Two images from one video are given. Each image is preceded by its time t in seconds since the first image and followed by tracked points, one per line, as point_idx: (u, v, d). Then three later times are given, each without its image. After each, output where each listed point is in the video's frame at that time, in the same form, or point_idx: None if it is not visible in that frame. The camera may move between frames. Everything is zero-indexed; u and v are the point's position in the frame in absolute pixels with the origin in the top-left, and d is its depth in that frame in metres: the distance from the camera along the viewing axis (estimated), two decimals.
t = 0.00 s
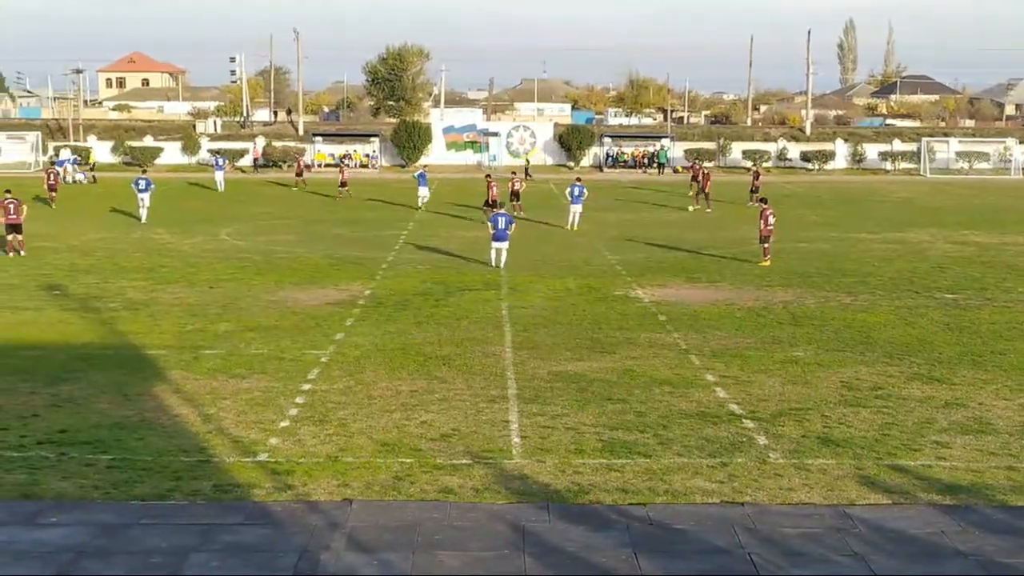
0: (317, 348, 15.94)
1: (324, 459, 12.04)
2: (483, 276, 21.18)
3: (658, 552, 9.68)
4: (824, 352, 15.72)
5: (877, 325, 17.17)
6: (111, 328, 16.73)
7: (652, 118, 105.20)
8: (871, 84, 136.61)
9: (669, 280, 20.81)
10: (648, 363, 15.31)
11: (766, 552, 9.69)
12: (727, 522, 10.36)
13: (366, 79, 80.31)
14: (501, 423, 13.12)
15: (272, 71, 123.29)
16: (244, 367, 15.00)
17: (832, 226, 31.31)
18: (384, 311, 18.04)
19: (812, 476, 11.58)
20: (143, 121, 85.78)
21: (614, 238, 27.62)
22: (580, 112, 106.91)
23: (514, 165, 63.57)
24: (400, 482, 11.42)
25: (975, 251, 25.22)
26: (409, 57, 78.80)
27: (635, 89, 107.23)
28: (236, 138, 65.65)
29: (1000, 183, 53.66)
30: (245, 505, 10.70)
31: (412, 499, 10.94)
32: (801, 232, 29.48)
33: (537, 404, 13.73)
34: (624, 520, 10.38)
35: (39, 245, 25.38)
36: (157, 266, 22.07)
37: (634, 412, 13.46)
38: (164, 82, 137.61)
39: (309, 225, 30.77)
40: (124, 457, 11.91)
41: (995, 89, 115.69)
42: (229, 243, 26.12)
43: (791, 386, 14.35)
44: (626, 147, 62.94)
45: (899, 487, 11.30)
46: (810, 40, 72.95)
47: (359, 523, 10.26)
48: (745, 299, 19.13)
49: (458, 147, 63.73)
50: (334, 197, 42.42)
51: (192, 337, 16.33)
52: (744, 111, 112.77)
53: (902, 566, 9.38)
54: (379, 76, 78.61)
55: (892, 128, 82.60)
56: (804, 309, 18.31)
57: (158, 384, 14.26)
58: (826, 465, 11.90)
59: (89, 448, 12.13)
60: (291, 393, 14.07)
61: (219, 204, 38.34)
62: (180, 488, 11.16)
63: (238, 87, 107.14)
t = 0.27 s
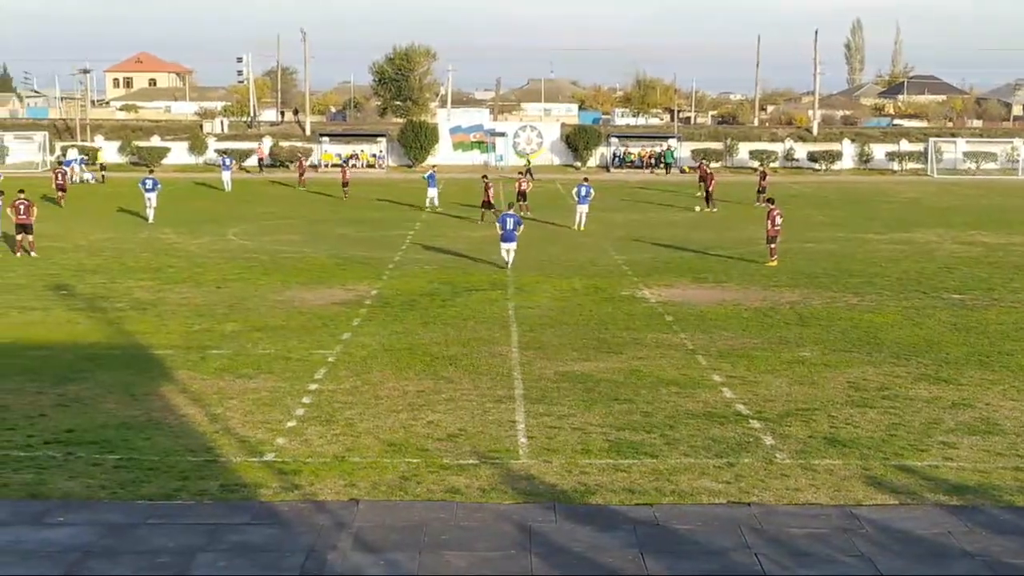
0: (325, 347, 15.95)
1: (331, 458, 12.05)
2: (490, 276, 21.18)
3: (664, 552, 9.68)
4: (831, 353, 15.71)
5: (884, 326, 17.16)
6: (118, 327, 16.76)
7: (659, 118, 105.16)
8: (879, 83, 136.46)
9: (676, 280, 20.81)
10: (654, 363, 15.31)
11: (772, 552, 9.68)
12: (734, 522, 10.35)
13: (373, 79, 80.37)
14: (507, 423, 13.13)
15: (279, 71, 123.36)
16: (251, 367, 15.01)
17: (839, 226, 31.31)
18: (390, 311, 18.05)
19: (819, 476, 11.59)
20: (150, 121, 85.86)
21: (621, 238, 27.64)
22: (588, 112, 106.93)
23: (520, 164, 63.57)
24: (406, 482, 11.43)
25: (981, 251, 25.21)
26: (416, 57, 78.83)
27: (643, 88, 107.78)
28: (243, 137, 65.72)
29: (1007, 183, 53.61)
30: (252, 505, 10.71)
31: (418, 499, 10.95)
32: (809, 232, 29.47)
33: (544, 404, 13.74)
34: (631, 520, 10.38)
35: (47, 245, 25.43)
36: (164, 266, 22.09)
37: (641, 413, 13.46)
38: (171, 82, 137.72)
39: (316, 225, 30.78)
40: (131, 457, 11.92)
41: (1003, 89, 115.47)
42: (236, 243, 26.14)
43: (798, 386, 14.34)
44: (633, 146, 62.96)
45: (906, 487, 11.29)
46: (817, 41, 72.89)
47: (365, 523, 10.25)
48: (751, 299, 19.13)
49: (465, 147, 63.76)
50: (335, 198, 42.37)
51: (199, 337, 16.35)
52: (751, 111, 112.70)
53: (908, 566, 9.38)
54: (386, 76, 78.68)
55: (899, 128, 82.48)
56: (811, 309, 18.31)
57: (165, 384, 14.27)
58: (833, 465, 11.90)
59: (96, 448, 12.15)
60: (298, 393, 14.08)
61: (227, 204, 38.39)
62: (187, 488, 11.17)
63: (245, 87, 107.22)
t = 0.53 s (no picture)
0: (331, 349, 15.95)
1: (337, 460, 12.06)
2: (496, 279, 21.18)
3: (671, 555, 9.66)
4: (837, 355, 15.69)
5: (891, 328, 17.15)
6: (124, 329, 16.79)
7: (666, 121, 105.09)
8: (885, 86, 136.31)
9: (682, 283, 20.81)
10: (661, 365, 15.30)
11: (779, 555, 9.66)
12: (740, 525, 10.33)
13: (379, 81, 80.43)
14: (513, 425, 13.12)
15: (286, 73, 123.46)
16: (257, 369, 15.02)
17: (846, 228, 31.27)
18: (397, 313, 18.05)
19: (825, 479, 11.57)
20: (157, 123, 85.96)
21: (627, 240, 27.63)
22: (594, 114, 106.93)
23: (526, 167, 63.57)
24: (412, 483, 11.43)
25: (988, 254, 25.16)
26: (422, 59, 78.86)
27: (649, 91, 107.94)
28: (249, 139, 65.81)
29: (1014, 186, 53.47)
30: (259, 507, 10.71)
31: (424, 501, 10.94)
32: (816, 234, 29.43)
33: (550, 406, 13.74)
34: (637, 523, 10.37)
35: (54, 247, 25.49)
36: (171, 268, 22.12)
37: (647, 415, 13.45)
38: (178, 84, 137.82)
39: (323, 227, 30.79)
40: (138, 459, 11.93)
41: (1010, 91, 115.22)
42: (243, 245, 26.16)
43: (804, 389, 14.33)
44: (640, 149, 62.92)
45: (913, 490, 11.27)
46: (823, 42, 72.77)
47: (372, 525, 10.25)
48: (758, 301, 19.12)
49: (471, 149, 63.77)
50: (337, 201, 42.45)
51: (205, 339, 16.36)
52: (758, 113, 112.59)
53: (915, 569, 9.35)
54: (392, 78, 78.73)
55: (906, 130, 82.31)
56: (817, 311, 18.29)
57: (172, 385, 14.29)
58: (840, 468, 11.89)
59: (103, 449, 12.16)
60: (304, 394, 14.09)
61: (234, 206, 38.41)
62: (194, 489, 11.18)
63: (251, 89, 107.32)
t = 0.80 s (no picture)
0: (335, 359, 15.96)
1: (342, 470, 12.05)
2: (501, 289, 21.18)
3: (676, 565, 9.61)
4: (843, 366, 15.67)
5: (896, 339, 17.13)
6: (130, 339, 16.80)
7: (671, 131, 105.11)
8: (890, 97, 136.35)
9: (687, 293, 20.81)
10: (666, 376, 15.29)
11: (785, 565, 9.60)
12: (746, 535, 10.28)
13: (384, 91, 80.51)
14: (518, 436, 13.12)
15: (291, 84, 123.67)
16: (262, 379, 15.03)
17: (852, 239, 31.28)
18: (401, 323, 18.05)
19: (831, 490, 11.55)
20: (162, 133, 86.09)
21: (632, 251, 27.63)
22: (599, 125, 107.01)
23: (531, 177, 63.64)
24: (417, 494, 11.41)
25: (994, 265, 25.13)
26: (427, 69, 78.91)
27: (655, 101, 108.12)
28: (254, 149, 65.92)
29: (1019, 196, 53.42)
30: (264, 517, 10.69)
31: (429, 511, 10.92)
32: (821, 245, 29.42)
33: (555, 417, 13.73)
34: (642, 533, 10.33)
35: (59, 256, 25.53)
36: (176, 278, 22.14)
37: (652, 426, 13.44)
38: (184, 95, 138.00)
39: (328, 237, 30.82)
40: (143, 469, 11.93)
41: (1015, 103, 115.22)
42: (248, 255, 26.18)
43: (810, 400, 14.31)
44: (645, 159, 62.94)
45: (918, 501, 11.24)
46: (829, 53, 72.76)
47: (376, 536, 10.21)
48: (763, 312, 19.11)
49: (476, 159, 63.82)
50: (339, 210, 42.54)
51: (210, 348, 16.38)
52: (762, 123, 112.62)
53: None
54: (398, 88, 78.81)
55: (911, 141, 82.33)
56: (822, 322, 18.28)
57: (177, 395, 14.30)
58: (845, 479, 11.86)
59: (109, 459, 12.16)
60: (309, 405, 14.09)
61: (239, 216, 38.46)
62: (199, 499, 11.18)
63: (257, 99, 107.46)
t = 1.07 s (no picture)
0: (339, 364, 15.98)
1: (345, 475, 12.05)
2: (505, 294, 21.20)
3: (679, 569, 9.59)
4: (847, 371, 15.67)
5: (900, 344, 17.14)
6: (134, 343, 16.82)
7: (674, 136, 105.11)
8: (894, 102, 136.36)
9: (691, 298, 20.82)
10: (670, 381, 15.30)
11: (789, 570, 9.58)
12: (750, 541, 10.26)
13: (388, 96, 80.59)
14: (522, 441, 13.12)
15: (296, 89, 123.85)
16: (266, 384, 15.04)
17: (856, 244, 31.27)
18: (405, 328, 18.07)
19: (834, 495, 11.54)
20: (167, 138, 86.24)
21: (637, 256, 27.66)
22: (604, 130, 107.10)
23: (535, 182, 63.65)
24: (421, 499, 11.41)
25: (998, 270, 25.12)
26: (431, 74, 78.97)
27: (659, 106, 108.27)
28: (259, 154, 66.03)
29: None
30: (267, 522, 10.69)
31: (432, 516, 10.91)
32: (825, 250, 29.42)
33: (559, 422, 13.74)
34: (646, 539, 10.32)
35: (64, 261, 25.55)
36: (180, 283, 22.17)
37: (656, 431, 13.44)
38: (188, 100, 138.11)
39: (332, 242, 30.85)
40: (147, 474, 11.94)
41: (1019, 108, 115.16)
42: (252, 260, 26.21)
43: (814, 405, 14.31)
44: (649, 164, 62.97)
45: (923, 507, 11.23)
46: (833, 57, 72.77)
47: (380, 540, 10.20)
48: (767, 317, 19.12)
49: (480, 164, 63.86)
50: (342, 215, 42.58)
51: (214, 353, 16.40)
52: (767, 128, 112.60)
53: None
54: (402, 93, 78.91)
55: (916, 146, 82.33)
56: (826, 327, 18.28)
57: (181, 400, 14.32)
58: (849, 484, 11.85)
59: (113, 464, 12.18)
60: (313, 409, 14.10)
61: (244, 221, 38.50)
62: (203, 504, 11.18)
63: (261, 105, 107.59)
